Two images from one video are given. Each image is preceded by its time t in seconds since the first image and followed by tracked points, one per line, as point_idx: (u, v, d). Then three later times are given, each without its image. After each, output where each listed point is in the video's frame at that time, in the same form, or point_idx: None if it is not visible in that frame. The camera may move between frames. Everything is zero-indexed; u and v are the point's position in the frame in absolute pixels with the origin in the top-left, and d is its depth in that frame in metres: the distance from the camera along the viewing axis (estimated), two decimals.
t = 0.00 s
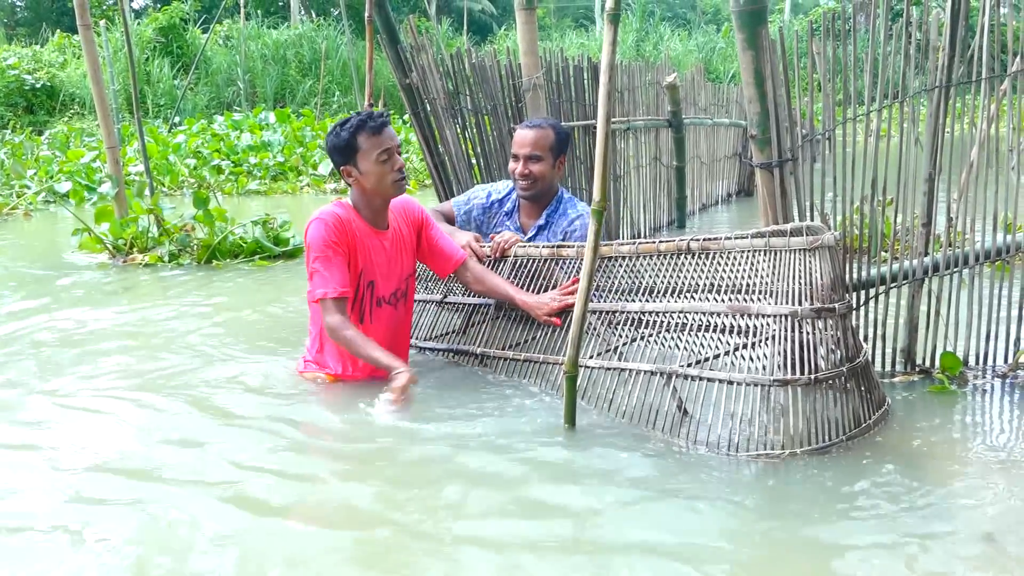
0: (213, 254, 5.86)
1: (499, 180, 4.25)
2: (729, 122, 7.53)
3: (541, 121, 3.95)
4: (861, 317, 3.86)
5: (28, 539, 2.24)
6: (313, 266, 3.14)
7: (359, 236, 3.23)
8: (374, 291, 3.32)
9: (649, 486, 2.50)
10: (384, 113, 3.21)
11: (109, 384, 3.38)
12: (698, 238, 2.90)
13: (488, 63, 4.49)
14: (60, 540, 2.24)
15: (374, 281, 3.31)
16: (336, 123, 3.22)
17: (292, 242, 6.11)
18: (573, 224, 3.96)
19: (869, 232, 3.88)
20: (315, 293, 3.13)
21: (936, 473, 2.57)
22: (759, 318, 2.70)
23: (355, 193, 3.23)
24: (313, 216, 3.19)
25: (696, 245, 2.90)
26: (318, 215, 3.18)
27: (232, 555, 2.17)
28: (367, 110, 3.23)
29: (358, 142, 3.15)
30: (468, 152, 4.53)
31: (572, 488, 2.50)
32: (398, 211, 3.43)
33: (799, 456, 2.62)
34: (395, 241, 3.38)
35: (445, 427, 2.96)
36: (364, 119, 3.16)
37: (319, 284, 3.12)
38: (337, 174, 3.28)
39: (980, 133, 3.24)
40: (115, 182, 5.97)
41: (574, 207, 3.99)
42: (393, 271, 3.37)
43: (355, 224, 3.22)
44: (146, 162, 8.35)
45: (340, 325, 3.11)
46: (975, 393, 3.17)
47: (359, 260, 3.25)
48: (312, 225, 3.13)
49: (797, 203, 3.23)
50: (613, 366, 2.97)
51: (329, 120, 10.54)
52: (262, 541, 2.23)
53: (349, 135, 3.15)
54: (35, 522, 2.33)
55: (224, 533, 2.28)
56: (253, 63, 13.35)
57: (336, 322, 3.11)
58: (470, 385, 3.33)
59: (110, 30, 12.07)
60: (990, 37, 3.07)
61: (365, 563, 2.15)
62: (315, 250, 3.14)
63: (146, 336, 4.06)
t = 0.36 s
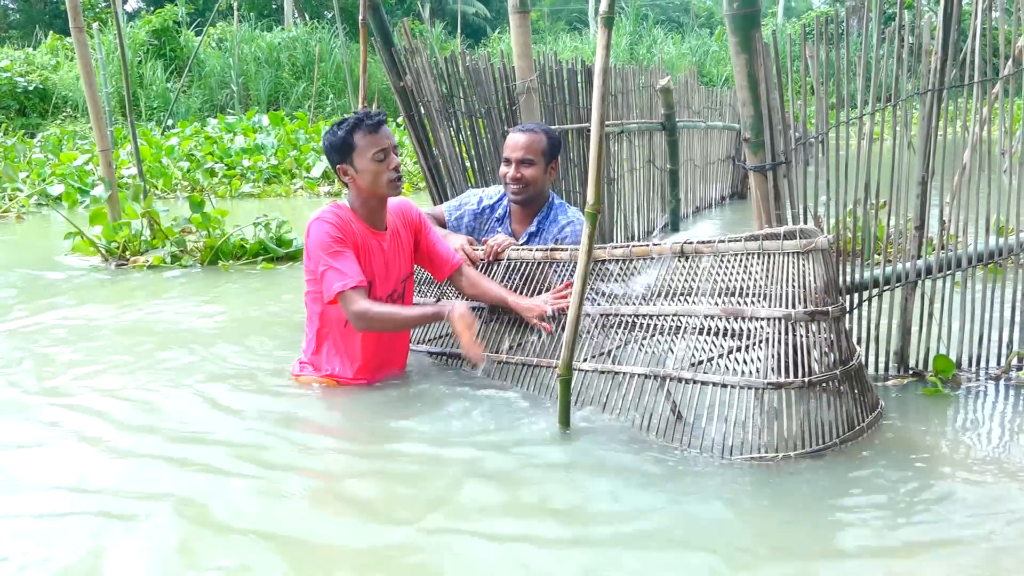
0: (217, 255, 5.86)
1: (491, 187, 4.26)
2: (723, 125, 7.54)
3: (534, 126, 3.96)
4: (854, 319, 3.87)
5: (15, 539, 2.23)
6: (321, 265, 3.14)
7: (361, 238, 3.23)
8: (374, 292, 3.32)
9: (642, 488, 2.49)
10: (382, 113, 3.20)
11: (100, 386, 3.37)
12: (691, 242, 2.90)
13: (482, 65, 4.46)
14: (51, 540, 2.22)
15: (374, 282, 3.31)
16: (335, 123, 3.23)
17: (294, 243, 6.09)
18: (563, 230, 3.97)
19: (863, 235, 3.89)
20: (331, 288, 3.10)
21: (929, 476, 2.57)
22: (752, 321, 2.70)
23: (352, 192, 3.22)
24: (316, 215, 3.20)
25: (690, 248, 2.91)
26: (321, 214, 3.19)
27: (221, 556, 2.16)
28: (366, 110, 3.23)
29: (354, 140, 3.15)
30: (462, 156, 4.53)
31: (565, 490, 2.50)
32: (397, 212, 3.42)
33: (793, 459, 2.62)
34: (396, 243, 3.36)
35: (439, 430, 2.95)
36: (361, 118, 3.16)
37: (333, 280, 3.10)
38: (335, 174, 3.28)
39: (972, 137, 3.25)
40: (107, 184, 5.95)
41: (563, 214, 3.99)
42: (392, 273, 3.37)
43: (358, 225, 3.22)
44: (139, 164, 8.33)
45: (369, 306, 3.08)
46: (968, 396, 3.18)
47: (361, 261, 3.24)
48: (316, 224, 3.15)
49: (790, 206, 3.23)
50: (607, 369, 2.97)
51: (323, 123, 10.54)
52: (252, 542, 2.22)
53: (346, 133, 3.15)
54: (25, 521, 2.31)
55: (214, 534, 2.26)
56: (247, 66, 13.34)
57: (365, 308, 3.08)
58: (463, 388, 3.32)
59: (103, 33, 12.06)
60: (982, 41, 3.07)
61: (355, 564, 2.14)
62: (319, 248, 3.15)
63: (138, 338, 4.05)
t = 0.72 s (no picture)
0: (222, 258, 5.86)
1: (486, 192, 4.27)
2: (717, 128, 7.56)
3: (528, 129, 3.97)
4: (849, 321, 3.88)
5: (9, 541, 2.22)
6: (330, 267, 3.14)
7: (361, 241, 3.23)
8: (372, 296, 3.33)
9: (637, 491, 2.49)
10: (382, 115, 3.20)
11: (94, 390, 3.35)
12: (686, 244, 2.90)
13: (477, 67, 4.49)
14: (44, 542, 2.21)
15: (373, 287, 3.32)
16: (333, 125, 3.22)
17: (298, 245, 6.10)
18: (559, 233, 3.97)
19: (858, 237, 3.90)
20: (348, 287, 3.10)
21: (924, 477, 2.57)
22: (748, 323, 2.70)
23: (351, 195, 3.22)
24: (322, 218, 3.21)
25: (685, 251, 2.91)
26: (328, 216, 3.20)
27: (217, 557, 2.15)
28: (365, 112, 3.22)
29: (353, 143, 3.14)
30: (457, 159, 4.53)
31: (561, 493, 2.49)
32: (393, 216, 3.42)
33: (789, 461, 2.62)
34: (391, 246, 3.38)
35: (435, 433, 2.94)
36: (361, 120, 3.16)
37: (348, 279, 3.11)
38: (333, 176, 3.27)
39: (966, 138, 3.26)
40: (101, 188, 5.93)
41: (560, 216, 4.00)
42: (389, 278, 3.38)
43: (360, 230, 3.23)
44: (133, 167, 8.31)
45: (398, 306, 3.09)
46: (963, 398, 3.18)
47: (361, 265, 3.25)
48: (325, 225, 3.16)
49: (784, 208, 3.24)
50: (602, 372, 2.97)
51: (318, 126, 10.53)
52: (247, 544, 2.22)
53: (345, 136, 3.14)
54: (17, 523, 2.29)
55: (210, 535, 2.26)
56: (241, 69, 13.32)
57: (392, 307, 3.08)
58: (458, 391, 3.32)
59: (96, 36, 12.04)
60: (976, 43, 3.08)
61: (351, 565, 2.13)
62: (326, 250, 3.15)
63: (132, 341, 4.03)
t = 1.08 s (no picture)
0: (228, 258, 5.90)
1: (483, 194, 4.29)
2: (711, 129, 7.58)
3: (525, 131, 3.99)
4: (842, 323, 3.89)
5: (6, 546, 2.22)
6: (315, 271, 3.15)
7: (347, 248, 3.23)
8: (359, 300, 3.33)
9: (633, 493, 2.50)
10: (371, 121, 3.22)
11: (89, 395, 3.35)
12: (680, 246, 2.91)
13: (472, 70, 4.45)
14: (39, 548, 2.21)
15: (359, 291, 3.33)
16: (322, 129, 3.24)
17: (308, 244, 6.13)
18: (553, 234, 3.98)
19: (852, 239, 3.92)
20: (333, 286, 3.09)
21: (917, 477, 2.59)
22: (741, 325, 2.71)
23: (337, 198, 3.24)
24: (307, 223, 3.22)
25: (679, 253, 2.91)
26: (314, 220, 3.21)
27: (214, 561, 2.16)
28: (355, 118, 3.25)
29: (342, 147, 3.16)
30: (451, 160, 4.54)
31: (557, 495, 2.50)
32: (381, 221, 3.43)
33: (782, 462, 2.63)
34: (378, 250, 3.37)
35: (430, 436, 2.94)
36: (351, 125, 3.18)
37: (334, 278, 3.10)
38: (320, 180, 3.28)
39: (959, 140, 3.27)
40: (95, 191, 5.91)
41: (553, 218, 4.01)
42: (376, 282, 3.39)
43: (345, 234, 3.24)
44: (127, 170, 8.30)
45: (380, 305, 3.05)
46: (955, 398, 3.20)
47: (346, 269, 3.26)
48: (309, 229, 3.18)
49: (778, 210, 3.25)
50: (597, 374, 2.98)
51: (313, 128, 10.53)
52: (244, 547, 2.22)
53: (334, 140, 3.16)
54: (12, 530, 2.29)
55: (205, 539, 2.26)
56: (235, 71, 13.31)
57: (374, 307, 3.05)
58: (453, 394, 3.33)
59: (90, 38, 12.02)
60: (967, 45, 3.10)
61: (347, 569, 2.13)
62: (311, 254, 3.17)
63: (127, 345, 4.03)
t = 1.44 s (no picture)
0: (236, 259, 5.91)
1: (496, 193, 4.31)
2: (709, 129, 7.58)
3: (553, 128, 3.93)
4: (840, 323, 3.90)
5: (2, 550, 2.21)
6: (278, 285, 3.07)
7: (320, 256, 3.17)
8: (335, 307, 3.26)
9: (631, 493, 2.50)
10: (350, 127, 3.18)
11: (86, 399, 3.35)
12: (677, 247, 2.91)
13: (468, 72, 4.52)
14: (37, 550, 2.20)
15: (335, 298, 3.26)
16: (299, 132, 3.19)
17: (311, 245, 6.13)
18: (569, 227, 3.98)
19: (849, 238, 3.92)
20: (285, 307, 3.02)
21: (915, 476, 2.59)
22: (739, 325, 2.71)
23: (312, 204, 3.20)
24: (276, 231, 3.14)
25: (677, 254, 2.91)
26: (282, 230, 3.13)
27: (212, 564, 2.16)
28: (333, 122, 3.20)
29: (320, 152, 3.11)
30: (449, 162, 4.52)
31: (555, 497, 2.50)
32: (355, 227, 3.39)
33: (781, 462, 2.63)
34: (355, 256, 3.34)
35: (429, 437, 2.94)
36: (329, 130, 3.14)
37: (290, 297, 3.03)
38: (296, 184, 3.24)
39: (955, 140, 3.27)
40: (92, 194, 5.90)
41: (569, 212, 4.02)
42: (354, 288, 3.32)
43: (317, 242, 3.17)
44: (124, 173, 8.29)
45: (321, 334, 2.96)
46: (954, 397, 3.20)
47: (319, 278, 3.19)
48: (275, 241, 3.09)
49: (775, 211, 3.25)
50: (595, 375, 2.98)
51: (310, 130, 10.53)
52: (241, 550, 2.22)
53: (312, 145, 3.12)
54: (9, 532, 2.29)
55: (202, 542, 2.26)
56: (233, 73, 13.31)
57: (316, 334, 2.97)
58: (452, 395, 3.32)
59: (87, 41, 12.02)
60: (964, 44, 3.09)
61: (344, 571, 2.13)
62: (277, 266, 3.08)
63: (124, 349, 4.02)
